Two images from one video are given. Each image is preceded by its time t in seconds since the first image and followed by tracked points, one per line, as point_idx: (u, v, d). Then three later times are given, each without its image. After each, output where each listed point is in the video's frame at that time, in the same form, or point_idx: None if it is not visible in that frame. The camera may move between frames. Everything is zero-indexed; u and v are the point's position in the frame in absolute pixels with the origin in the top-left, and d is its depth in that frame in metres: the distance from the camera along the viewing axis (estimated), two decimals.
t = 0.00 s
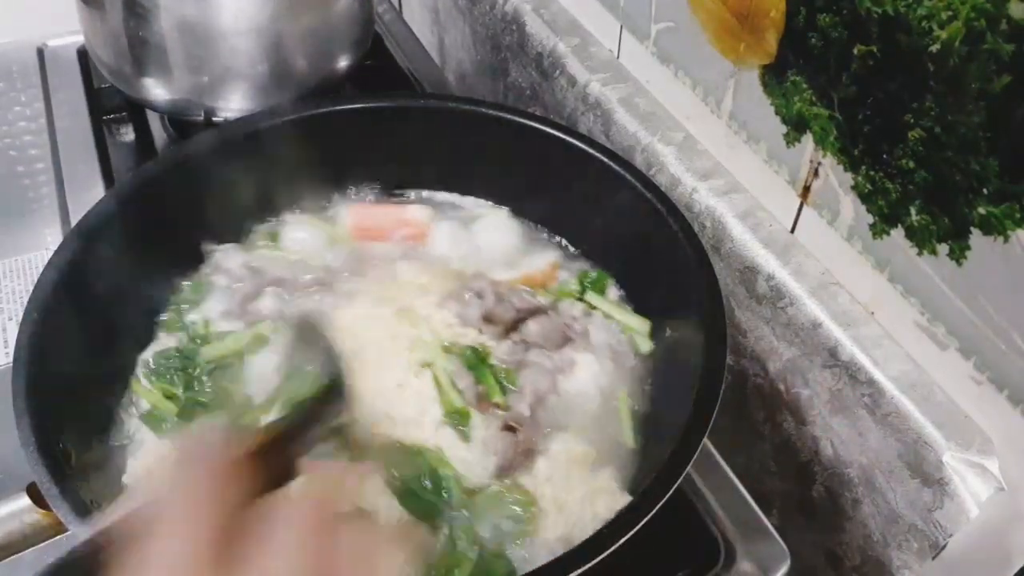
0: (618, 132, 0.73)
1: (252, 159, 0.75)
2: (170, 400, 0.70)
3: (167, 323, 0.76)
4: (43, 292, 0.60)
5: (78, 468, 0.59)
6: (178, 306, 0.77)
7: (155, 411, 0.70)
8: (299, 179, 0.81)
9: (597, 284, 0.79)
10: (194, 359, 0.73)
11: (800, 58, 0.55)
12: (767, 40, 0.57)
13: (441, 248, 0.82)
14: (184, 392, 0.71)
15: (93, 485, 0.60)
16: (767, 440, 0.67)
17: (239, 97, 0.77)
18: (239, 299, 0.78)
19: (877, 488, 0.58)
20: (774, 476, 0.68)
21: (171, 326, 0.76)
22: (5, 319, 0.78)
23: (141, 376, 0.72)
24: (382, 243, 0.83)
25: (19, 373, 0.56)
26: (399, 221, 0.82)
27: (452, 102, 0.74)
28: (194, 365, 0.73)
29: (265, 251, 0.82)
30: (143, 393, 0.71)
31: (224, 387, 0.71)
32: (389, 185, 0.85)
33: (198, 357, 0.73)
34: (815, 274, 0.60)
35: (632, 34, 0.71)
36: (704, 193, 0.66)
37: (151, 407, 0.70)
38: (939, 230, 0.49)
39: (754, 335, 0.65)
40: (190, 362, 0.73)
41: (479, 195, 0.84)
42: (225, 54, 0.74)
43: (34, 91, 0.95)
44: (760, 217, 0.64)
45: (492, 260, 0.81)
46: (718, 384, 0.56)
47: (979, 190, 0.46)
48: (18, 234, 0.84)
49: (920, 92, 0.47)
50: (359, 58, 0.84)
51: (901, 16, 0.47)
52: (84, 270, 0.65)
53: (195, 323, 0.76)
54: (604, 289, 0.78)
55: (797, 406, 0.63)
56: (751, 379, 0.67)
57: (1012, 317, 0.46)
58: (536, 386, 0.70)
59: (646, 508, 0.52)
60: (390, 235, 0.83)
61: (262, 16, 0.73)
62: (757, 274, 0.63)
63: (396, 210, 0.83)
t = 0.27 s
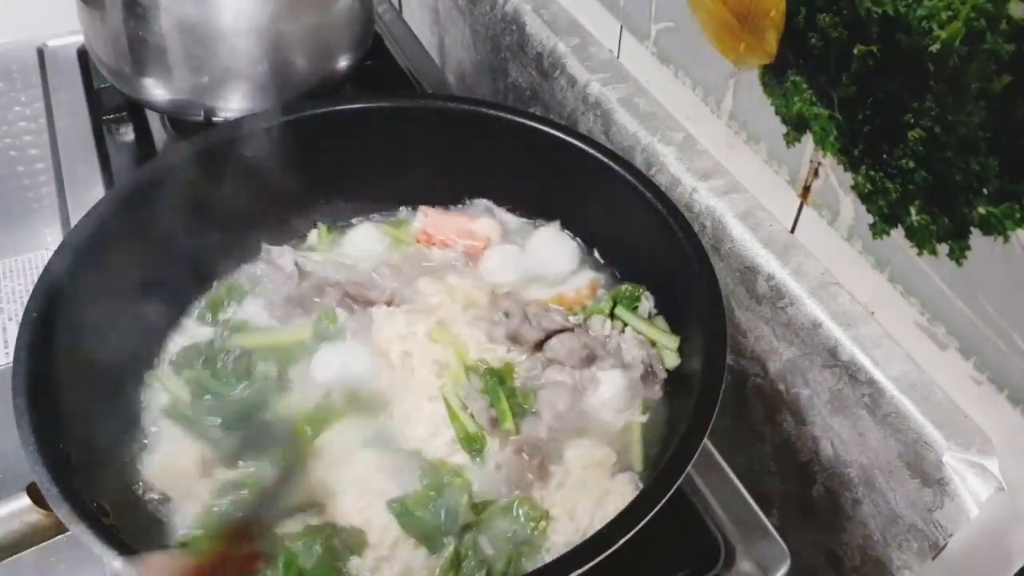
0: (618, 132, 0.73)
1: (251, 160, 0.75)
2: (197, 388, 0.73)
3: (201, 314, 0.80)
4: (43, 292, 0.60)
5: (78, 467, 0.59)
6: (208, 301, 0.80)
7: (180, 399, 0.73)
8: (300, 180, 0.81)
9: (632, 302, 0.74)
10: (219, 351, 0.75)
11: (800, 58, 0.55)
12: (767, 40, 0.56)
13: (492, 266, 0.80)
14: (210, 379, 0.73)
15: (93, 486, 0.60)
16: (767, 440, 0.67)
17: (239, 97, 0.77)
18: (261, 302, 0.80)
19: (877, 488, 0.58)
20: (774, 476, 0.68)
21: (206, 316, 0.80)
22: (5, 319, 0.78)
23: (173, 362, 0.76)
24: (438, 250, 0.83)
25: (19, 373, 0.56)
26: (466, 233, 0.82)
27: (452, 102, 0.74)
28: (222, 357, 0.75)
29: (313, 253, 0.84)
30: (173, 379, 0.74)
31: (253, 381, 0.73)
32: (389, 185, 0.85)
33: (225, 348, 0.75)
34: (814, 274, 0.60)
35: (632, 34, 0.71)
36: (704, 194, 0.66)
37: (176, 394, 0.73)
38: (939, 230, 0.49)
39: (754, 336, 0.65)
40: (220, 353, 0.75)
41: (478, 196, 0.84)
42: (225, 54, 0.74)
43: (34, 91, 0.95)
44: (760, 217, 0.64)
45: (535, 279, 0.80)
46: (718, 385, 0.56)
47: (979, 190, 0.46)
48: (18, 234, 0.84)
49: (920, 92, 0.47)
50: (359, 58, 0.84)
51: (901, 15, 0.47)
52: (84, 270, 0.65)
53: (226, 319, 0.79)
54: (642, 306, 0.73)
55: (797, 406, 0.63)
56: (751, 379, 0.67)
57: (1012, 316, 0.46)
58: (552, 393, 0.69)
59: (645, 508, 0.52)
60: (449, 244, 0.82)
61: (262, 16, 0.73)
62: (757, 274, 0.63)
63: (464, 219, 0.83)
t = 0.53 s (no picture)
0: (618, 132, 0.73)
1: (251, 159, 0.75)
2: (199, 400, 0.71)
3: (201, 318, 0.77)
4: (43, 292, 0.60)
5: (78, 468, 0.59)
6: (206, 304, 0.78)
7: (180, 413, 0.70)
8: (300, 180, 0.81)
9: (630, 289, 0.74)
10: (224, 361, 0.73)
11: (800, 58, 0.55)
12: (768, 40, 0.57)
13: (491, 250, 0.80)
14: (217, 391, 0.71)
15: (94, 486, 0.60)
16: (767, 440, 0.67)
17: (239, 97, 0.77)
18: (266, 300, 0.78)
19: (877, 488, 0.58)
20: (774, 476, 0.68)
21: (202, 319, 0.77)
22: (5, 320, 0.78)
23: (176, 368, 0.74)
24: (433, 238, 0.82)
25: (19, 373, 0.56)
26: (463, 221, 0.81)
27: (452, 102, 0.74)
28: (228, 370, 0.72)
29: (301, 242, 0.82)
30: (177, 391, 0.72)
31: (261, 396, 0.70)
32: (389, 185, 0.85)
33: (229, 359, 0.73)
34: (814, 274, 0.60)
35: (632, 34, 0.71)
36: (704, 194, 0.66)
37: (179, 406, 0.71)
38: (939, 230, 0.49)
39: (754, 336, 0.65)
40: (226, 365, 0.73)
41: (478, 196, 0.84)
42: (225, 53, 0.74)
43: (34, 91, 0.95)
44: (760, 217, 0.64)
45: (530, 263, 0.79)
46: (719, 385, 0.56)
47: (979, 190, 0.46)
48: (17, 234, 0.84)
49: (920, 92, 0.48)
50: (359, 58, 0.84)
51: (901, 15, 0.47)
52: (84, 270, 0.64)
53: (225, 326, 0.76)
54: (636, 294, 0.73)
55: (797, 406, 0.63)
56: (751, 378, 0.67)
57: (1012, 316, 0.46)
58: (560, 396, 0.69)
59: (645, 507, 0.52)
60: (445, 231, 0.81)
61: (262, 15, 0.73)
62: (757, 274, 0.63)
63: (457, 207, 0.82)
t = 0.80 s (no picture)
0: (618, 132, 0.73)
1: (251, 159, 0.75)
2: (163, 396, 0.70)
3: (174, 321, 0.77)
4: (43, 292, 0.60)
5: (78, 468, 0.59)
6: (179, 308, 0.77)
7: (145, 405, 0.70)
8: (300, 180, 0.81)
9: (613, 326, 0.76)
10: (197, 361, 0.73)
11: (800, 58, 0.55)
12: (768, 40, 0.56)
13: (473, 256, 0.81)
14: (174, 388, 0.71)
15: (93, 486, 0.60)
16: (767, 440, 0.67)
17: (239, 97, 0.78)
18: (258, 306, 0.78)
19: (877, 488, 0.58)
20: (774, 476, 0.68)
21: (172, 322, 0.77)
22: (5, 320, 0.78)
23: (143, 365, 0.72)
24: (408, 245, 0.83)
25: (19, 373, 0.56)
26: (437, 226, 0.83)
27: (452, 102, 0.74)
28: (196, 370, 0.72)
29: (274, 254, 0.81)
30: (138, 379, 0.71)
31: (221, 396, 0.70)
32: (389, 186, 0.85)
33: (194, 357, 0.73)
34: (814, 274, 0.60)
35: (633, 34, 0.71)
36: (704, 193, 0.66)
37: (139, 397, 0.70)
38: (939, 230, 0.49)
39: (754, 336, 0.65)
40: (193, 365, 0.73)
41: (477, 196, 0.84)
42: (225, 54, 0.74)
43: (34, 91, 0.95)
44: (760, 217, 0.64)
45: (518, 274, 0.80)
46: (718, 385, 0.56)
47: (979, 190, 0.46)
48: (17, 234, 0.84)
49: (920, 92, 0.47)
50: (359, 58, 0.84)
51: (901, 15, 0.47)
52: (84, 270, 0.64)
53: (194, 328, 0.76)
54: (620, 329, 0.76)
55: (797, 406, 0.63)
56: (751, 378, 0.67)
57: (1012, 316, 0.46)
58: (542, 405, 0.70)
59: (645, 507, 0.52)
60: (418, 237, 0.83)
61: (262, 15, 0.73)
62: (757, 274, 0.63)
63: (430, 213, 0.84)
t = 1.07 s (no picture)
0: (618, 132, 0.73)
1: (251, 159, 0.75)
2: (167, 386, 0.72)
3: (178, 309, 0.77)
4: (43, 292, 0.60)
5: (78, 467, 0.59)
6: (183, 295, 0.77)
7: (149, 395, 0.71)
8: (300, 180, 0.81)
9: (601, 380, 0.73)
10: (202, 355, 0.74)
11: (800, 58, 0.55)
12: (767, 40, 0.56)
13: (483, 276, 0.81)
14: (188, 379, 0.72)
15: (93, 486, 0.60)
16: (767, 440, 0.67)
17: (239, 97, 0.78)
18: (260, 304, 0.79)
19: (877, 488, 0.58)
20: (774, 476, 0.68)
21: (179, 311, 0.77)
22: (5, 320, 0.78)
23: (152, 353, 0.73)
24: (427, 249, 0.84)
25: (19, 373, 0.56)
26: (458, 236, 0.83)
27: (452, 102, 0.74)
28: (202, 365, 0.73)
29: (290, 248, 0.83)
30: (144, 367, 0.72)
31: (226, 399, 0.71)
32: (388, 186, 0.85)
33: (198, 350, 0.74)
34: (814, 274, 0.60)
35: (633, 34, 0.71)
36: (704, 194, 0.66)
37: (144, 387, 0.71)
38: (938, 230, 0.49)
39: (754, 336, 0.65)
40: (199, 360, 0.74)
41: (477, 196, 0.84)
42: (225, 54, 0.74)
43: (34, 91, 0.95)
44: (760, 217, 0.64)
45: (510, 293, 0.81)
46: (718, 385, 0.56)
47: (979, 190, 0.46)
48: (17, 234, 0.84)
49: (920, 92, 0.48)
50: (359, 58, 0.84)
51: (901, 15, 0.47)
52: (83, 270, 0.64)
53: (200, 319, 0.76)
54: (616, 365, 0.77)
55: (797, 406, 0.63)
56: (751, 378, 0.67)
57: (1012, 316, 0.46)
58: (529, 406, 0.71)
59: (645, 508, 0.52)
60: (438, 244, 0.84)
61: (262, 15, 0.73)
62: (757, 274, 0.63)
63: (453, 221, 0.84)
